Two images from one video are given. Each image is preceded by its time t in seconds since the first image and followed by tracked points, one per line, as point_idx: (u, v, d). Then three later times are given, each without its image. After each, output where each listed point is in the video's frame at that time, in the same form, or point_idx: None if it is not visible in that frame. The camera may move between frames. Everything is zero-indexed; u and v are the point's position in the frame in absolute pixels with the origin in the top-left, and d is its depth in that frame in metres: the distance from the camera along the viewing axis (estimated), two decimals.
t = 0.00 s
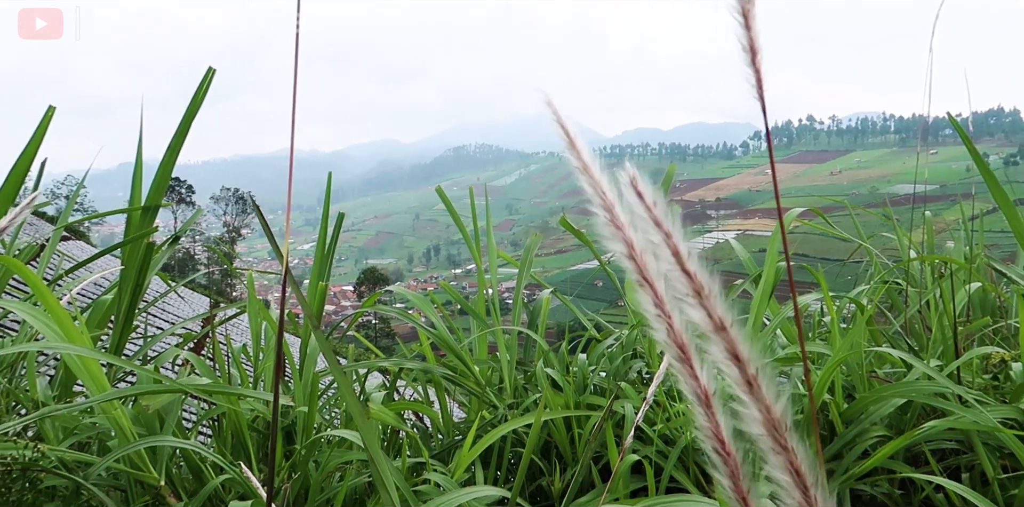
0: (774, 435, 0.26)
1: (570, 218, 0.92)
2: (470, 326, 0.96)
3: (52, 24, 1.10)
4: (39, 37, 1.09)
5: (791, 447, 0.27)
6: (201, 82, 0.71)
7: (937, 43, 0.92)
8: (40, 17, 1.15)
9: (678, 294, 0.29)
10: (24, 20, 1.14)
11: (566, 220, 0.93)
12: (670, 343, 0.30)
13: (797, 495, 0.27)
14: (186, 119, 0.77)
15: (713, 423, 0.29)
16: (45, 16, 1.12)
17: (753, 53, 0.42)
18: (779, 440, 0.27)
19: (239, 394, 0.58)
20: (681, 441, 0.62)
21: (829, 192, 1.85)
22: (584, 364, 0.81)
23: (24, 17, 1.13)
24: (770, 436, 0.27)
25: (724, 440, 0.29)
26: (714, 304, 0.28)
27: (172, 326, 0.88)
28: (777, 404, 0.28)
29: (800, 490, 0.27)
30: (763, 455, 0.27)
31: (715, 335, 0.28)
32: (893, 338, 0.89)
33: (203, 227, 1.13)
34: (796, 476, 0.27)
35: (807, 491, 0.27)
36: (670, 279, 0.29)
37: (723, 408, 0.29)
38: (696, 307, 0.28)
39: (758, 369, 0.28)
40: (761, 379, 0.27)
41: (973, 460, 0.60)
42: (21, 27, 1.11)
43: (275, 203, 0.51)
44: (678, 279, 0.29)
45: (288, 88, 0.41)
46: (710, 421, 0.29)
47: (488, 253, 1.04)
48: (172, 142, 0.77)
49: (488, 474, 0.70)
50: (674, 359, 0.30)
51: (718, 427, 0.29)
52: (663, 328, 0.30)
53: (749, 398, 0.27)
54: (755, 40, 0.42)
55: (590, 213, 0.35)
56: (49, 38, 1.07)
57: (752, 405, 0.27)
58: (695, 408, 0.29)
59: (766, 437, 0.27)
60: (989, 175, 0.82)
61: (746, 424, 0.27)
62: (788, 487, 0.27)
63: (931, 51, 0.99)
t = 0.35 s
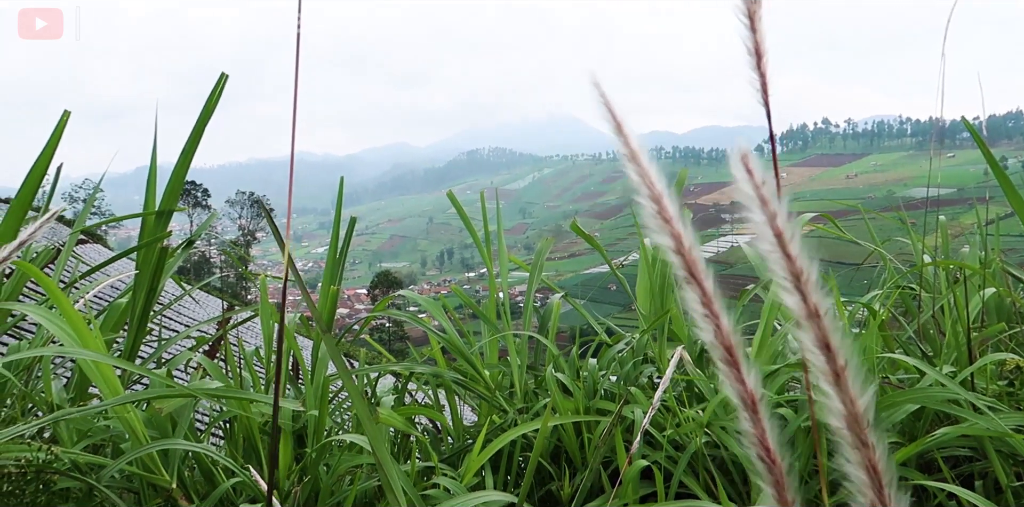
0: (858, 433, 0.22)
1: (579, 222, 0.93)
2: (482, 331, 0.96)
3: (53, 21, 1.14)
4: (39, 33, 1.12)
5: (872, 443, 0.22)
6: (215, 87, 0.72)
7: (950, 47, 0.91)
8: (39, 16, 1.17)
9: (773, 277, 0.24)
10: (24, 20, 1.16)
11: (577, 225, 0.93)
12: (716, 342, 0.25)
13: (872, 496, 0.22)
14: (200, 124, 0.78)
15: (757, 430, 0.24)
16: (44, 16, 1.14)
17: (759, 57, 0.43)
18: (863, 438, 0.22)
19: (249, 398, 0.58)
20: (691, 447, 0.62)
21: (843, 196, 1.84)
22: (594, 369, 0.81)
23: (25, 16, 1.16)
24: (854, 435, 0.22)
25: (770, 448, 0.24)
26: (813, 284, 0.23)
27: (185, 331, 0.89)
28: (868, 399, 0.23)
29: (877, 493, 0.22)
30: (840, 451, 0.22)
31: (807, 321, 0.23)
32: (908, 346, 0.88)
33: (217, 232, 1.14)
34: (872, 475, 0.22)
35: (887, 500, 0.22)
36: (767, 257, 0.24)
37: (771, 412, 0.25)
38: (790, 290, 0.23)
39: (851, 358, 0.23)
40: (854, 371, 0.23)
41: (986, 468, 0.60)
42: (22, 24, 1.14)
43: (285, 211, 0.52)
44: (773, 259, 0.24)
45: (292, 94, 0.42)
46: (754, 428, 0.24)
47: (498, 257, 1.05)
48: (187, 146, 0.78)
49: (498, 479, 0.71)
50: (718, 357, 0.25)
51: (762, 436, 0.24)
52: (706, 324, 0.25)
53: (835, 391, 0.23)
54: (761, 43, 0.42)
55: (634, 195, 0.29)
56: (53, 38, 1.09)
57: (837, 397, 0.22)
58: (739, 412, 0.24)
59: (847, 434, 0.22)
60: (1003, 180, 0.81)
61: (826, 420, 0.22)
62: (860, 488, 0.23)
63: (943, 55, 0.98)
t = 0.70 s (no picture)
0: (869, 425, 0.21)
1: (586, 224, 0.92)
2: (489, 333, 0.96)
3: (54, 21, 1.15)
4: (39, 33, 1.13)
5: (884, 436, 0.21)
6: (223, 89, 0.72)
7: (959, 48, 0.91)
8: (40, 16, 1.18)
9: (787, 275, 0.24)
10: (24, 19, 1.17)
11: (583, 227, 0.93)
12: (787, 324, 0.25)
13: (884, 487, 0.21)
14: (209, 127, 0.78)
15: (821, 414, 0.24)
16: (43, 16, 1.15)
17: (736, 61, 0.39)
18: (874, 432, 0.21)
19: (255, 398, 0.58)
20: (697, 449, 0.62)
21: (854, 198, 1.83)
22: (600, 371, 0.81)
23: (27, 17, 1.17)
24: (863, 428, 0.22)
25: (832, 431, 0.24)
26: (824, 280, 0.23)
27: (193, 332, 0.89)
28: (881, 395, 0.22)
29: (890, 485, 0.21)
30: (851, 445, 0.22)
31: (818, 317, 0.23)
32: (917, 349, 0.88)
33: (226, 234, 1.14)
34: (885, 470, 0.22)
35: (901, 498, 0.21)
36: (780, 256, 0.24)
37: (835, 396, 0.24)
38: (800, 287, 0.23)
39: (863, 353, 0.22)
40: (865, 367, 0.22)
41: (995, 471, 0.60)
42: (24, 25, 1.15)
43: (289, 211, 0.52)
44: (784, 256, 0.24)
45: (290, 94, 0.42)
46: (819, 412, 0.24)
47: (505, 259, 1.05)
48: (196, 149, 0.78)
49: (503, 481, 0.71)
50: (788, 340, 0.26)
51: (825, 419, 0.24)
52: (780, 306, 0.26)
53: (847, 386, 0.22)
54: (743, 46, 0.37)
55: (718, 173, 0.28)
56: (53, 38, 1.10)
57: (847, 393, 0.22)
58: (803, 395, 0.25)
59: (856, 427, 0.22)
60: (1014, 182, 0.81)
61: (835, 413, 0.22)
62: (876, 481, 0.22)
63: (951, 56, 0.97)
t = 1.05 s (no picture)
0: (822, 421, 0.23)
1: (591, 226, 0.92)
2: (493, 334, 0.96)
3: (52, 20, 1.16)
4: (39, 33, 1.14)
5: (836, 430, 0.23)
6: (229, 93, 0.73)
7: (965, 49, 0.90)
8: (40, 17, 1.19)
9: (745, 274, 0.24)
10: (26, 20, 1.18)
11: (587, 229, 0.93)
12: (719, 330, 0.26)
13: (834, 480, 0.23)
14: (216, 129, 0.79)
15: (753, 415, 0.25)
16: (44, 16, 1.16)
17: (731, 66, 0.46)
18: (827, 426, 0.22)
19: (259, 399, 0.59)
20: (700, 451, 0.62)
21: (863, 199, 1.82)
22: (604, 372, 0.81)
23: (27, 16, 1.18)
24: (818, 424, 0.23)
25: (764, 432, 0.25)
26: (785, 280, 0.23)
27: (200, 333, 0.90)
28: (831, 390, 0.23)
29: (841, 477, 0.23)
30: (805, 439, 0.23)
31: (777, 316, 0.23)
32: (923, 351, 0.87)
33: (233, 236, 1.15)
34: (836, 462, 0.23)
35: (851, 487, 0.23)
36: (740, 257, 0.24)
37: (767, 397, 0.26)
38: (762, 286, 0.23)
39: (818, 349, 0.23)
40: (821, 361, 0.23)
41: (998, 474, 0.60)
42: (24, 25, 1.16)
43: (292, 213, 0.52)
44: (745, 256, 0.24)
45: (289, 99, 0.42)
46: (750, 413, 0.25)
47: (510, 261, 1.05)
48: (203, 151, 0.79)
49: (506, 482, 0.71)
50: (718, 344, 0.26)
51: (757, 420, 0.25)
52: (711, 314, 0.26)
53: (801, 381, 0.23)
54: (732, 53, 0.45)
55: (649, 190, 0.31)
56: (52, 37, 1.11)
57: (803, 388, 0.23)
58: (736, 397, 0.25)
59: (811, 422, 0.23)
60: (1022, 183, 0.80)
61: (791, 409, 0.23)
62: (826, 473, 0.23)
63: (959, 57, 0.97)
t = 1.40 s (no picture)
0: (807, 438, 0.25)
1: (590, 228, 0.93)
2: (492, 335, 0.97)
3: (52, 20, 1.16)
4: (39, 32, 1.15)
5: (822, 448, 0.25)
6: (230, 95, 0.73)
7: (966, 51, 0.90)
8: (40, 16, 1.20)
9: (727, 287, 0.27)
10: (25, 20, 1.19)
11: (587, 231, 0.93)
12: (703, 339, 0.29)
13: (822, 499, 0.25)
14: (217, 132, 0.79)
15: (734, 425, 0.28)
16: (44, 16, 1.17)
17: (728, 62, 0.48)
18: (812, 442, 0.25)
19: (257, 401, 0.59)
20: (697, 453, 0.62)
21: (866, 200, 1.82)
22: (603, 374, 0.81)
23: (27, 16, 1.19)
24: (804, 440, 0.25)
25: (747, 443, 0.28)
26: (766, 296, 0.26)
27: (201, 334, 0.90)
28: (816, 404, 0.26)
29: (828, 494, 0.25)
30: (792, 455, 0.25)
31: (760, 330, 0.26)
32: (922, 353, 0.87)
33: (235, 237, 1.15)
34: (823, 478, 0.25)
35: (837, 499, 0.25)
36: (723, 268, 0.27)
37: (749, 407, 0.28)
38: (743, 299, 0.26)
39: (801, 365, 0.25)
40: (804, 376, 0.25)
41: (994, 477, 0.60)
42: (24, 25, 1.17)
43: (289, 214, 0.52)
44: (724, 267, 0.27)
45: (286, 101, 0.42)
46: (733, 423, 0.28)
47: (509, 262, 1.05)
48: (203, 154, 0.79)
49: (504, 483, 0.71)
50: (703, 354, 0.29)
51: (740, 431, 0.28)
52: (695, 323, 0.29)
53: (786, 396, 0.25)
54: (728, 50, 0.48)
55: (636, 197, 0.34)
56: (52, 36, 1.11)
57: (788, 404, 0.25)
58: (721, 407, 0.28)
59: (797, 437, 0.25)
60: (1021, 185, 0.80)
61: (777, 424, 0.25)
62: (813, 489, 0.25)
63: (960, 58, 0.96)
